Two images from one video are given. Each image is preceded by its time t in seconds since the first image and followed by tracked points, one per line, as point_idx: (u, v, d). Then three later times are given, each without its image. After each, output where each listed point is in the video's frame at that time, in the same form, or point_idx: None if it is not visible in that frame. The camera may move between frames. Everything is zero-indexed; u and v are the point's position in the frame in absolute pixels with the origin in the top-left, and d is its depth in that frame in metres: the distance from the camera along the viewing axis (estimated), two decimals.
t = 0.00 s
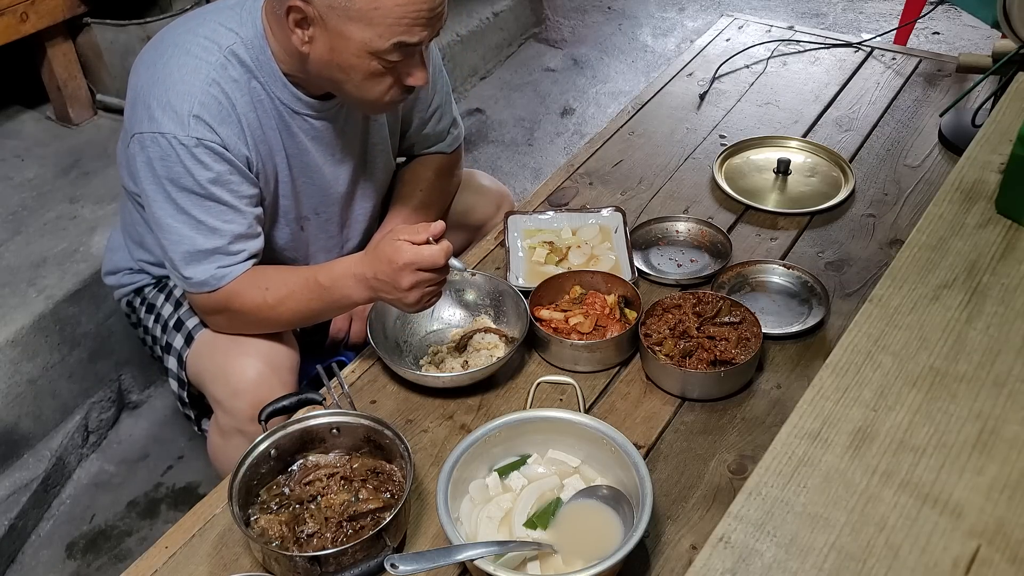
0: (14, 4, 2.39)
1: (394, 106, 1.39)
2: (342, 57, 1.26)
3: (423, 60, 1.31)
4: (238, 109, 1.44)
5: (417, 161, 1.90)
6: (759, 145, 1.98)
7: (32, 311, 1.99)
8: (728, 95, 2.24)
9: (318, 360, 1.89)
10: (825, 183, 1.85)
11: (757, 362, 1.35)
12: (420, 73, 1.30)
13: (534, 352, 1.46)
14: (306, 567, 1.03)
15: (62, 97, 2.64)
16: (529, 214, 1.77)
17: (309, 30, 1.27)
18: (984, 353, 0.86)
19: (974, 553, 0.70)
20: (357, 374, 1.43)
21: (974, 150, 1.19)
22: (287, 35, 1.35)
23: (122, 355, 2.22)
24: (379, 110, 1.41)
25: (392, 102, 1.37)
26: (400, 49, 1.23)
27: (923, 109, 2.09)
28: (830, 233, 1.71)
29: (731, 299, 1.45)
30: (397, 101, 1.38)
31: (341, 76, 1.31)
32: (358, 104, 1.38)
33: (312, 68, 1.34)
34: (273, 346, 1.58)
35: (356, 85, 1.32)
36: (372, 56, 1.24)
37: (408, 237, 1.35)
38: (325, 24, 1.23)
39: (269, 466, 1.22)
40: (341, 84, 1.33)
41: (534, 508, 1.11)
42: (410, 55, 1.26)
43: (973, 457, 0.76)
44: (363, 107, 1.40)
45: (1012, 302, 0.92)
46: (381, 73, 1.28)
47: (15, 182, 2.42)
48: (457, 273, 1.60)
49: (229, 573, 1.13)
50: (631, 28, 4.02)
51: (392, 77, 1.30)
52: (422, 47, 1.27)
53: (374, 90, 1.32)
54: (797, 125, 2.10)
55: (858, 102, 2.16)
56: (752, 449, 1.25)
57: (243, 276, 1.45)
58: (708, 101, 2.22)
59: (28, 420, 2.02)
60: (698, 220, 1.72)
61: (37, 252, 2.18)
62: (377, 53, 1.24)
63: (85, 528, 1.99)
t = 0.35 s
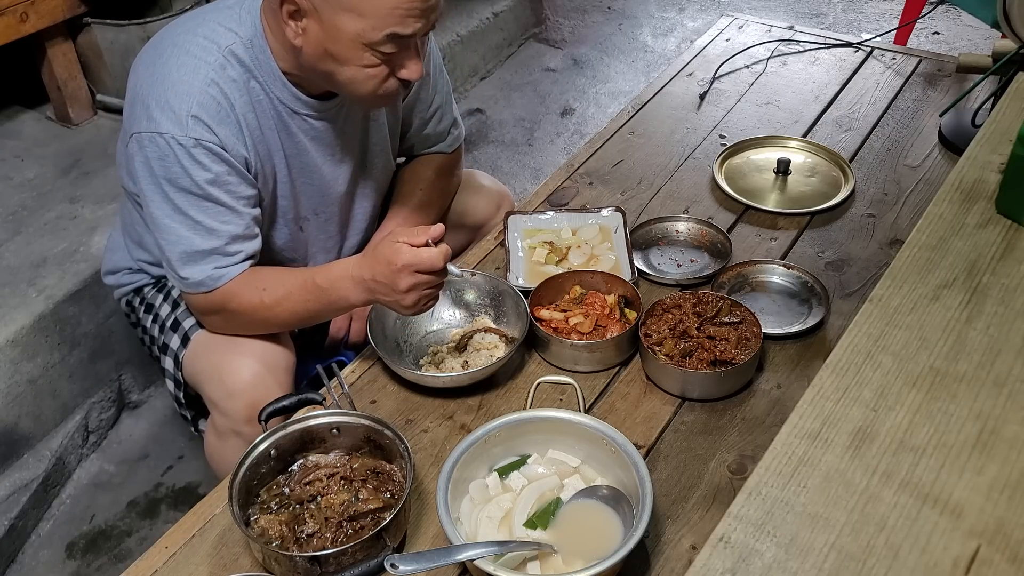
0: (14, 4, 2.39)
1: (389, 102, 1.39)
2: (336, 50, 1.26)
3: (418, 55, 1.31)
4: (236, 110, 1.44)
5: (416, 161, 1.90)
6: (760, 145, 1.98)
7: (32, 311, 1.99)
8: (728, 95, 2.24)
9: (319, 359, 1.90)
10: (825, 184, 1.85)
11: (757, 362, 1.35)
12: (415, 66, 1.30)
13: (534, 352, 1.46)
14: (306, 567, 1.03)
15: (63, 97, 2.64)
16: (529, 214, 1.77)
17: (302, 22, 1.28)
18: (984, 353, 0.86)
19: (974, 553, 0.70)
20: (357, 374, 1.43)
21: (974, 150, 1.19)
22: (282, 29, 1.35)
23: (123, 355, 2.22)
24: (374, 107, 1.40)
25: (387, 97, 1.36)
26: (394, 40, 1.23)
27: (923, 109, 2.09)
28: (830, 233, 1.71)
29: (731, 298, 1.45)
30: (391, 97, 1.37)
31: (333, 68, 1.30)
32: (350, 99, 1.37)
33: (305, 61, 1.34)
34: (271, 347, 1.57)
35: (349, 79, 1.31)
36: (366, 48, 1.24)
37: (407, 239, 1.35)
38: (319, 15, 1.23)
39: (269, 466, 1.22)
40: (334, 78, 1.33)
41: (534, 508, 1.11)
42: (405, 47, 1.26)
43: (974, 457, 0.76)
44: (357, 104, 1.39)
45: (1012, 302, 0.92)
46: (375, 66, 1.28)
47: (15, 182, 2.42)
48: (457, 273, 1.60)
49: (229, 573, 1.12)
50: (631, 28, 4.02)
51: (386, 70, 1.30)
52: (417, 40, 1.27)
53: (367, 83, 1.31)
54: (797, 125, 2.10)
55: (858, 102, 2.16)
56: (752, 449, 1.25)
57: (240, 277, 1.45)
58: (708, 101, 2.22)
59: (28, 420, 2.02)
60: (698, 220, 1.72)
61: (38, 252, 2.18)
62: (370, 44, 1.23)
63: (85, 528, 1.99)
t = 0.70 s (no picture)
0: (14, 4, 2.40)
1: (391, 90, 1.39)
2: (339, 37, 1.26)
3: (420, 41, 1.31)
4: (237, 107, 1.44)
5: (417, 160, 1.91)
6: (759, 145, 1.99)
7: (32, 311, 1.99)
8: (728, 95, 2.24)
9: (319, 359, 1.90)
10: (825, 184, 1.85)
11: (757, 362, 1.35)
12: (417, 55, 1.30)
13: (533, 352, 1.46)
14: (306, 567, 1.03)
15: (63, 97, 2.64)
16: (529, 214, 1.77)
17: (307, 9, 1.28)
18: (984, 353, 0.86)
19: (974, 552, 0.70)
20: (357, 374, 1.44)
21: (974, 150, 1.19)
22: (284, 17, 1.35)
23: (123, 355, 2.22)
24: (376, 95, 1.40)
25: (388, 84, 1.36)
26: (397, 26, 1.23)
27: (923, 109, 2.09)
28: (830, 233, 1.71)
29: (731, 298, 1.45)
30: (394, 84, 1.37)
31: (335, 56, 1.30)
32: (353, 88, 1.37)
33: (307, 50, 1.34)
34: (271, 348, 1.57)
35: (351, 66, 1.31)
36: (370, 35, 1.24)
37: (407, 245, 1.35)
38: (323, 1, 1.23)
39: (269, 466, 1.22)
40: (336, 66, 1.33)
41: (535, 508, 1.11)
42: (408, 34, 1.26)
43: (973, 457, 0.77)
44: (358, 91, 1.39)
45: (1012, 302, 0.92)
46: (378, 53, 1.28)
47: (15, 182, 2.42)
48: (457, 273, 1.61)
49: (229, 573, 1.13)
50: (631, 28, 4.02)
51: (389, 57, 1.30)
52: (420, 27, 1.27)
53: (369, 70, 1.31)
54: (797, 125, 2.10)
55: (857, 102, 2.16)
56: (751, 448, 1.25)
57: (240, 276, 1.45)
58: (708, 101, 2.22)
59: (28, 420, 2.02)
60: (698, 220, 1.72)
61: (38, 252, 2.18)
62: (374, 31, 1.23)
63: (85, 528, 1.99)
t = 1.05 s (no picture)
0: (14, 4, 2.40)
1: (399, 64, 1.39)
2: (351, 4, 1.25)
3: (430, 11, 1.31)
4: (262, 81, 1.44)
5: (417, 154, 1.93)
6: (759, 145, 1.98)
7: (32, 311, 1.99)
8: (728, 95, 2.24)
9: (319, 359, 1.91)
10: (825, 184, 1.85)
11: (757, 362, 1.35)
12: (428, 24, 1.30)
13: (534, 351, 1.46)
14: (306, 567, 1.03)
15: (63, 97, 2.64)
16: (529, 214, 1.77)
17: None
18: (984, 353, 0.86)
19: (974, 553, 0.70)
20: (357, 374, 1.43)
21: (974, 150, 1.19)
22: None
23: (123, 355, 2.22)
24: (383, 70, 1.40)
25: (397, 57, 1.36)
26: None
27: (923, 109, 2.09)
28: (831, 233, 1.71)
29: (731, 299, 1.45)
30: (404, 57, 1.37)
31: (348, 26, 1.29)
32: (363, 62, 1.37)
33: (319, 20, 1.32)
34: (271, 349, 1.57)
35: (362, 36, 1.30)
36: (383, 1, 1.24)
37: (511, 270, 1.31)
38: None
39: (269, 466, 1.22)
40: (346, 36, 1.32)
41: (535, 508, 1.11)
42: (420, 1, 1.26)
43: (973, 457, 0.76)
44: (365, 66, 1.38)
45: (1012, 302, 0.92)
46: (390, 22, 1.27)
47: (15, 182, 2.42)
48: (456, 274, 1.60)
49: (228, 573, 1.13)
50: (631, 28, 4.02)
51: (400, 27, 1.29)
52: None
53: (381, 40, 1.30)
54: (797, 125, 2.10)
55: (858, 102, 2.16)
56: (751, 449, 1.25)
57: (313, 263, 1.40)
58: (708, 100, 2.22)
59: (28, 420, 2.02)
60: (698, 220, 1.72)
61: (38, 252, 2.18)
62: None
63: (85, 528, 1.99)
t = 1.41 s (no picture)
0: (14, 4, 2.40)
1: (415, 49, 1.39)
2: None
3: None
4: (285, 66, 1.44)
5: (420, 149, 1.93)
6: (759, 145, 1.98)
7: (32, 312, 1.99)
8: (728, 95, 2.24)
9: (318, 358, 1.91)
10: (825, 184, 1.85)
11: (757, 362, 1.35)
12: (441, 7, 1.31)
13: (535, 351, 1.46)
14: (306, 567, 1.03)
15: (62, 97, 2.64)
16: (529, 214, 1.77)
17: None
18: (984, 353, 0.86)
19: (974, 553, 0.70)
20: (357, 374, 1.43)
21: (974, 150, 1.19)
22: None
23: (123, 355, 2.22)
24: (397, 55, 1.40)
25: (412, 41, 1.36)
26: None
27: (923, 109, 2.09)
28: (831, 233, 1.71)
29: (732, 299, 1.45)
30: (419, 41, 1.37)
31: (363, 8, 1.29)
32: (379, 46, 1.37)
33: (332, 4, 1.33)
34: (275, 348, 1.57)
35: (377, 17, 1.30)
36: None
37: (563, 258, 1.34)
38: None
39: (269, 466, 1.22)
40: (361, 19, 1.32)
41: (534, 508, 1.11)
42: None
43: (974, 457, 0.76)
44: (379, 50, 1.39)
45: (1012, 302, 0.92)
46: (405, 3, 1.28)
47: (15, 182, 2.42)
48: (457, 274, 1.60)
49: (229, 573, 1.13)
50: (631, 28, 4.02)
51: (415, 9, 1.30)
52: None
53: (396, 23, 1.31)
54: (797, 125, 2.10)
55: (858, 102, 2.16)
56: (752, 449, 1.25)
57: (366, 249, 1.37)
58: (709, 100, 2.22)
59: (28, 420, 2.02)
60: (698, 219, 1.72)
61: (38, 252, 2.18)
62: None
63: (85, 528, 1.99)
